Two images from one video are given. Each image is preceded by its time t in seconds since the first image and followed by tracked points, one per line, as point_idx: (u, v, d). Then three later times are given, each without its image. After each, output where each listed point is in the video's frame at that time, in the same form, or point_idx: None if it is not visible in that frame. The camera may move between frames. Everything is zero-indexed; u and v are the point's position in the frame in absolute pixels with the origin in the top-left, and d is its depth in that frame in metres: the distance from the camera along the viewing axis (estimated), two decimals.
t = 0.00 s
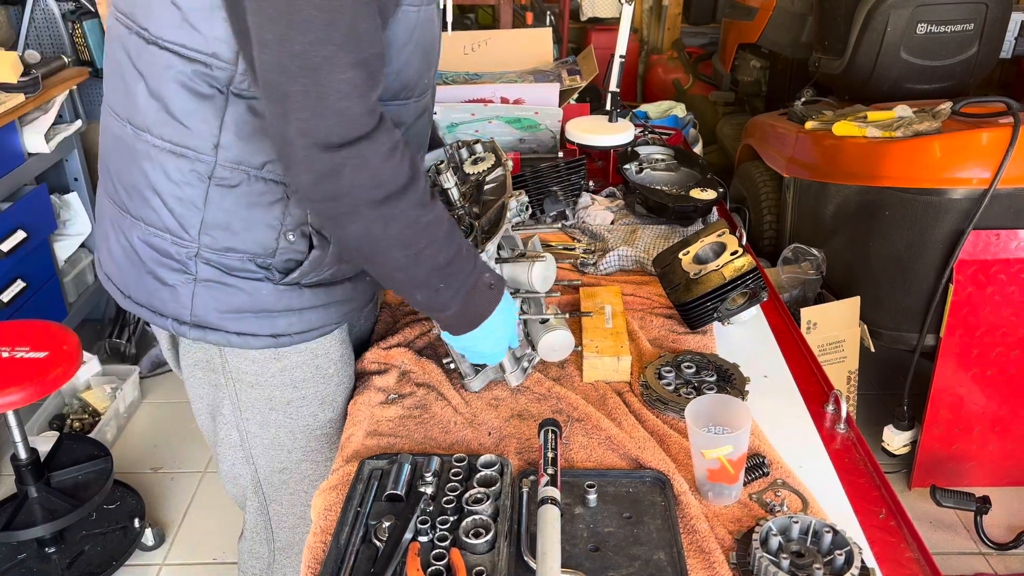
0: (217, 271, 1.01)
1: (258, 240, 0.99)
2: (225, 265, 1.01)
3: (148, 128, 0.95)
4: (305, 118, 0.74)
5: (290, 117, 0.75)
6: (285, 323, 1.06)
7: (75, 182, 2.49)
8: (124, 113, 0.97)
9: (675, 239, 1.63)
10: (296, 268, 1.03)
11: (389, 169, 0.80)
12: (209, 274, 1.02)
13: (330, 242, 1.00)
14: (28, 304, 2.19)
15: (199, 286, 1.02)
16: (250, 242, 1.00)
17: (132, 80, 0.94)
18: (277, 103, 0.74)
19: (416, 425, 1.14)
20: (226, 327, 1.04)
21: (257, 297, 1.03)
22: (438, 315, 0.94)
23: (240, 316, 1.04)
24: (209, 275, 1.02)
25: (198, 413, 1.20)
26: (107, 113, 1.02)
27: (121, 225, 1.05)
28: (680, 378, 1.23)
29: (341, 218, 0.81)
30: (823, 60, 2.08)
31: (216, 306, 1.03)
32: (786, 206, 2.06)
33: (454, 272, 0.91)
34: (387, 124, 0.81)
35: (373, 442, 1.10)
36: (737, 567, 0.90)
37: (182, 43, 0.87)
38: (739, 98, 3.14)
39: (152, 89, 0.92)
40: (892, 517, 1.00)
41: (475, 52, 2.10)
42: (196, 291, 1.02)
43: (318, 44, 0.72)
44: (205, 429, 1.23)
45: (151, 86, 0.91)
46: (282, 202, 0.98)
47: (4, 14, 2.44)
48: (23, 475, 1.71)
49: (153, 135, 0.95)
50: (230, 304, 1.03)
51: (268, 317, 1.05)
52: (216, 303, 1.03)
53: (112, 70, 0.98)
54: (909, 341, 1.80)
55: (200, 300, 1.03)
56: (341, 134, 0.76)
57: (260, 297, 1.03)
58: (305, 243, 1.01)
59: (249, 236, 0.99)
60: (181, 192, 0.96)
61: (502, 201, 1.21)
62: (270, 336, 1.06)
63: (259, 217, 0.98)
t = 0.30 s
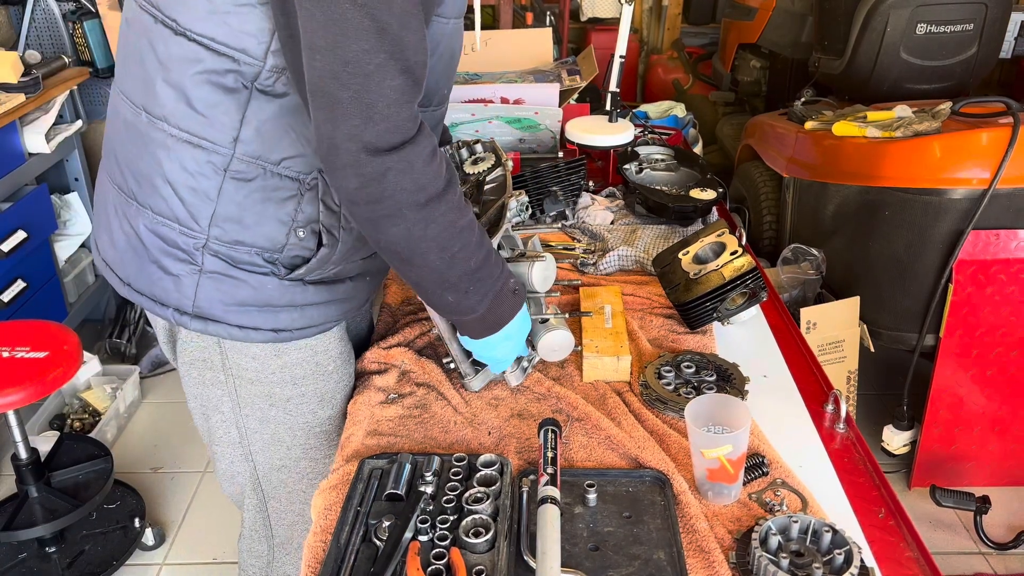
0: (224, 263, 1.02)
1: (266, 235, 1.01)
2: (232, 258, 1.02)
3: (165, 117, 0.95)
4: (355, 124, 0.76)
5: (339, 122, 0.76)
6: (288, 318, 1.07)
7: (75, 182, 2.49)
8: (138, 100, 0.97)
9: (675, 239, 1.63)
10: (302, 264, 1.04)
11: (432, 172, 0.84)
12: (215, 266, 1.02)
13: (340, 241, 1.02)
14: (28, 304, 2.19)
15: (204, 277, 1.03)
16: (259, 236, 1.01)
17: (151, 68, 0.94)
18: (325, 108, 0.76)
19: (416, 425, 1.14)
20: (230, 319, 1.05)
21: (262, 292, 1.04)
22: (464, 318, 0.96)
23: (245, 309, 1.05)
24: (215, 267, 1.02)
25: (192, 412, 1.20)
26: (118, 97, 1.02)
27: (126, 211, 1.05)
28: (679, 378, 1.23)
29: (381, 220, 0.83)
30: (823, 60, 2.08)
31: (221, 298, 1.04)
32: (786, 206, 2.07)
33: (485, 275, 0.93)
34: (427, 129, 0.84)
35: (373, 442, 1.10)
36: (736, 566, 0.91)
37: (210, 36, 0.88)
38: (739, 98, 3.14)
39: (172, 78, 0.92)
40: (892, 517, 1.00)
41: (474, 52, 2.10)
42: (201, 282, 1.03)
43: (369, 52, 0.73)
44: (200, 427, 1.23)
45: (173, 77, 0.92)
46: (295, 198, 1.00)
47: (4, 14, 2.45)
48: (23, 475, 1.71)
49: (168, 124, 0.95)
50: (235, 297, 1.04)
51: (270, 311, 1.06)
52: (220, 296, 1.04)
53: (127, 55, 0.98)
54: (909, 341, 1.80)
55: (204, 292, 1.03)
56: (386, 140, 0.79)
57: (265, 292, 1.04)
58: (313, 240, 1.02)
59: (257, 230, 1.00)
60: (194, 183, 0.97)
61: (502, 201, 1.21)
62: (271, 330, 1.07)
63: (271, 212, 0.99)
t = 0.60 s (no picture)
0: (233, 261, 1.02)
1: (275, 232, 1.01)
2: (242, 256, 1.02)
3: (173, 116, 0.95)
4: (371, 119, 0.76)
5: (355, 118, 0.76)
6: (297, 315, 1.07)
7: (75, 182, 2.48)
8: (145, 98, 0.97)
9: (676, 240, 1.63)
10: (312, 261, 1.04)
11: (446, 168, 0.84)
12: (225, 264, 1.02)
13: (350, 236, 1.03)
14: (28, 304, 2.19)
15: (214, 275, 1.03)
16: (268, 233, 1.01)
17: (158, 66, 0.93)
18: (340, 105, 0.75)
19: (416, 426, 1.14)
20: (241, 317, 1.05)
21: (273, 290, 1.04)
22: (469, 315, 0.96)
23: (256, 307, 1.05)
24: (224, 265, 1.02)
25: (206, 417, 1.20)
26: (124, 95, 1.01)
27: (135, 209, 1.05)
28: (680, 378, 1.22)
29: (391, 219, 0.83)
30: (823, 60, 2.08)
31: (232, 296, 1.04)
32: (786, 206, 2.06)
33: (491, 271, 0.94)
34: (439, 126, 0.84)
35: (373, 442, 1.10)
36: (737, 567, 0.90)
37: (217, 35, 0.88)
38: (739, 98, 3.14)
39: (180, 78, 0.92)
40: (892, 517, 1.00)
41: (475, 52, 2.10)
42: (212, 281, 1.03)
43: (384, 47, 0.73)
44: (214, 433, 1.23)
45: (181, 74, 0.92)
46: (303, 195, 0.99)
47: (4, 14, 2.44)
48: (23, 475, 1.71)
49: (176, 122, 0.95)
50: (246, 294, 1.04)
51: (280, 308, 1.06)
52: (231, 293, 1.04)
53: (134, 54, 0.98)
54: (909, 341, 1.80)
55: (214, 290, 1.03)
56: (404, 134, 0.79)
57: (277, 290, 1.05)
58: (322, 237, 1.03)
59: (266, 227, 1.00)
60: (203, 181, 0.97)
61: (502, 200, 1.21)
62: (281, 327, 1.07)
63: (281, 209, 0.99)
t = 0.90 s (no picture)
0: (235, 266, 1.02)
1: (276, 235, 1.01)
2: (243, 260, 1.02)
3: (168, 122, 0.95)
4: (370, 120, 0.76)
5: (353, 119, 0.76)
6: (301, 317, 1.07)
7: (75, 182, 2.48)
8: (140, 106, 0.97)
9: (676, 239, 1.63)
10: (313, 262, 1.04)
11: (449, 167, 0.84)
12: (226, 269, 1.02)
13: (350, 237, 1.02)
14: (28, 303, 2.19)
15: (216, 281, 1.02)
16: (269, 236, 1.01)
17: (151, 72, 0.94)
18: (336, 107, 0.75)
19: (416, 425, 1.14)
20: (244, 321, 1.05)
21: (275, 293, 1.04)
22: (469, 316, 0.96)
23: (259, 311, 1.05)
24: (225, 270, 1.02)
25: (205, 420, 1.20)
26: (118, 104, 1.02)
27: (133, 219, 1.05)
28: (680, 378, 1.23)
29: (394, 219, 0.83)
30: (824, 60, 2.08)
31: (234, 301, 1.04)
32: (786, 206, 2.06)
33: (491, 269, 0.94)
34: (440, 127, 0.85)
35: (373, 442, 1.10)
36: (737, 566, 0.90)
37: (208, 38, 0.88)
38: (739, 97, 3.14)
39: (175, 83, 0.92)
40: (892, 517, 1.00)
41: (475, 52, 2.10)
42: (213, 287, 1.03)
43: (379, 47, 0.73)
44: (214, 436, 1.23)
45: (175, 80, 0.92)
46: (302, 197, 0.99)
47: (4, 14, 2.44)
48: (24, 475, 1.71)
49: (172, 129, 0.95)
50: (248, 299, 1.04)
51: (284, 310, 1.06)
52: (233, 298, 1.04)
53: (126, 64, 0.98)
54: (909, 341, 1.80)
55: (216, 296, 1.03)
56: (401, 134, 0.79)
57: (278, 293, 1.05)
58: (323, 238, 1.03)
59: (267, 230, 1.00)
60: (201, 187, 0.97)
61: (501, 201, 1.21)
62: (284, 330, 1.07)
63: (280, 212, 0.99)
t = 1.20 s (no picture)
0: (235, 271, 1.02)
1: (275, 238, 1.01)
2: (242, 265, 1.02)
3: (161, 130, 0.95)
4: (328, 115, 0.76)
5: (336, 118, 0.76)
6: (302, 319, 1.07)
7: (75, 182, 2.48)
8: (132, 116, 0.98)
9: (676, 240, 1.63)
10: (313, 264, 1.05)
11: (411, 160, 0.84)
12: (225, 275, 1.02)
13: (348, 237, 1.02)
14: (28, 303, 2.19)
15: (216, 287, 1.02)
16: (268, 240, 1.01)
17: (141, 82, 0.94)
18: (313, 106, 0.76)
19: (416, 425, 1.14)
20: (246, 326, 1.05)
21: (275, 296, 1.04)
22: (448, 305, 0.96)
23: (260, 315, 1.05)
24: (225, 275, 1.02)
25: (209, 422, 1.19)
26: (110, 116, 1.02)
27: (129, 230, 1.04)
28: (680, 378, 1.23)
29: (357, 212, 0.83)
30: (824, 60, 2.08)
31: (235, 306, 1.04)
32: (787, 206, 2.06)
33: (463, 258, 0.94)
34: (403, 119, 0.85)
35: (374, 441, 1.10)
36: (737, 566, 0.91)
37: (194, 43, 0.89)
38: (739, 98, 3.14)
39: (166, 90, 0.92)
40: (892, 517, 1.00)
41: (476, 51, 2.10)
42: (213, 293, 1.03)
43: (341, 43, 0.74)
44: (218, 438, 1.23)
45: (166, 87, 0.92)
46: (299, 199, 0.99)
47: (4, 14, 2.44)
48: (24, 475, 1.71)
49: (165, 137, 0.95)
50: (249, 303, 1.04)
51: (285, 313, 1.06)
52: (234, 303, 1.03)
53: (117, 76, 0.98)
54: (909, 341, 1.80)
55: (217, 302, 1.03)
56: (360, 130, 0.78)
57: (279, 297, 1.04)
58: (321, 238, 1.04)
59: (265, 234, 1.00)
60: (196, 194, 0.97)
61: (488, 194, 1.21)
62: (287, 332, 1.07)
63: (277, 215, 0.99)
